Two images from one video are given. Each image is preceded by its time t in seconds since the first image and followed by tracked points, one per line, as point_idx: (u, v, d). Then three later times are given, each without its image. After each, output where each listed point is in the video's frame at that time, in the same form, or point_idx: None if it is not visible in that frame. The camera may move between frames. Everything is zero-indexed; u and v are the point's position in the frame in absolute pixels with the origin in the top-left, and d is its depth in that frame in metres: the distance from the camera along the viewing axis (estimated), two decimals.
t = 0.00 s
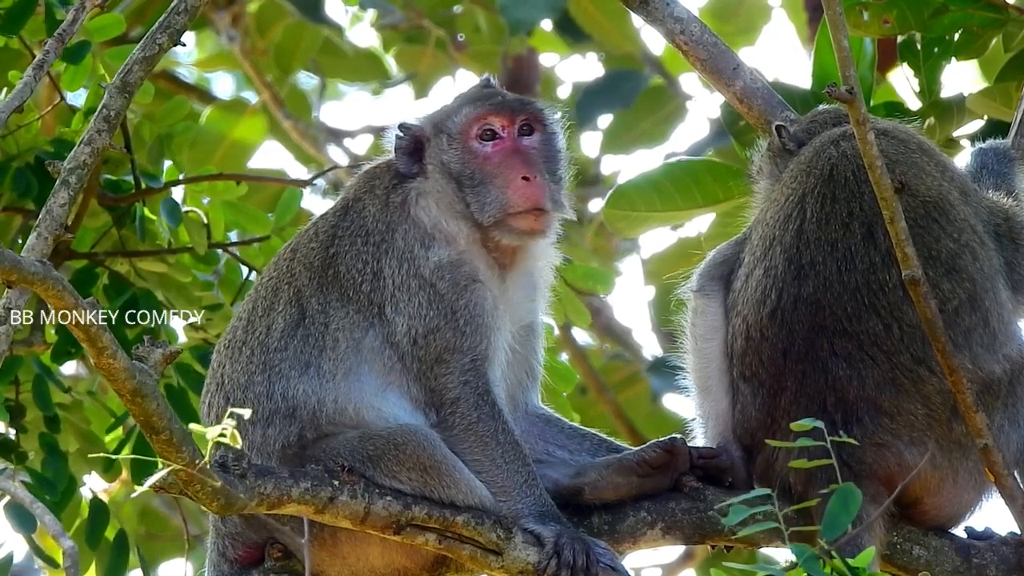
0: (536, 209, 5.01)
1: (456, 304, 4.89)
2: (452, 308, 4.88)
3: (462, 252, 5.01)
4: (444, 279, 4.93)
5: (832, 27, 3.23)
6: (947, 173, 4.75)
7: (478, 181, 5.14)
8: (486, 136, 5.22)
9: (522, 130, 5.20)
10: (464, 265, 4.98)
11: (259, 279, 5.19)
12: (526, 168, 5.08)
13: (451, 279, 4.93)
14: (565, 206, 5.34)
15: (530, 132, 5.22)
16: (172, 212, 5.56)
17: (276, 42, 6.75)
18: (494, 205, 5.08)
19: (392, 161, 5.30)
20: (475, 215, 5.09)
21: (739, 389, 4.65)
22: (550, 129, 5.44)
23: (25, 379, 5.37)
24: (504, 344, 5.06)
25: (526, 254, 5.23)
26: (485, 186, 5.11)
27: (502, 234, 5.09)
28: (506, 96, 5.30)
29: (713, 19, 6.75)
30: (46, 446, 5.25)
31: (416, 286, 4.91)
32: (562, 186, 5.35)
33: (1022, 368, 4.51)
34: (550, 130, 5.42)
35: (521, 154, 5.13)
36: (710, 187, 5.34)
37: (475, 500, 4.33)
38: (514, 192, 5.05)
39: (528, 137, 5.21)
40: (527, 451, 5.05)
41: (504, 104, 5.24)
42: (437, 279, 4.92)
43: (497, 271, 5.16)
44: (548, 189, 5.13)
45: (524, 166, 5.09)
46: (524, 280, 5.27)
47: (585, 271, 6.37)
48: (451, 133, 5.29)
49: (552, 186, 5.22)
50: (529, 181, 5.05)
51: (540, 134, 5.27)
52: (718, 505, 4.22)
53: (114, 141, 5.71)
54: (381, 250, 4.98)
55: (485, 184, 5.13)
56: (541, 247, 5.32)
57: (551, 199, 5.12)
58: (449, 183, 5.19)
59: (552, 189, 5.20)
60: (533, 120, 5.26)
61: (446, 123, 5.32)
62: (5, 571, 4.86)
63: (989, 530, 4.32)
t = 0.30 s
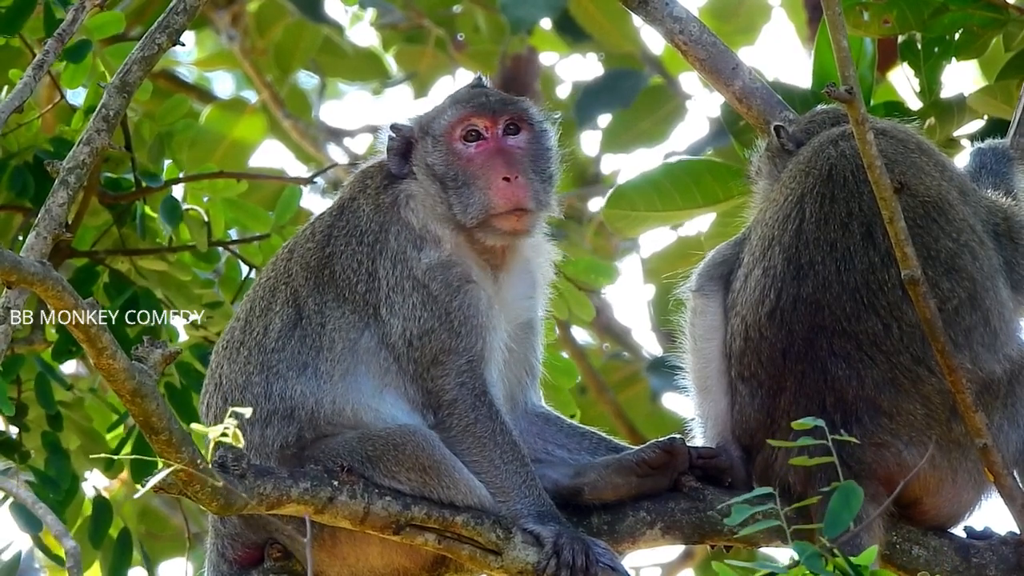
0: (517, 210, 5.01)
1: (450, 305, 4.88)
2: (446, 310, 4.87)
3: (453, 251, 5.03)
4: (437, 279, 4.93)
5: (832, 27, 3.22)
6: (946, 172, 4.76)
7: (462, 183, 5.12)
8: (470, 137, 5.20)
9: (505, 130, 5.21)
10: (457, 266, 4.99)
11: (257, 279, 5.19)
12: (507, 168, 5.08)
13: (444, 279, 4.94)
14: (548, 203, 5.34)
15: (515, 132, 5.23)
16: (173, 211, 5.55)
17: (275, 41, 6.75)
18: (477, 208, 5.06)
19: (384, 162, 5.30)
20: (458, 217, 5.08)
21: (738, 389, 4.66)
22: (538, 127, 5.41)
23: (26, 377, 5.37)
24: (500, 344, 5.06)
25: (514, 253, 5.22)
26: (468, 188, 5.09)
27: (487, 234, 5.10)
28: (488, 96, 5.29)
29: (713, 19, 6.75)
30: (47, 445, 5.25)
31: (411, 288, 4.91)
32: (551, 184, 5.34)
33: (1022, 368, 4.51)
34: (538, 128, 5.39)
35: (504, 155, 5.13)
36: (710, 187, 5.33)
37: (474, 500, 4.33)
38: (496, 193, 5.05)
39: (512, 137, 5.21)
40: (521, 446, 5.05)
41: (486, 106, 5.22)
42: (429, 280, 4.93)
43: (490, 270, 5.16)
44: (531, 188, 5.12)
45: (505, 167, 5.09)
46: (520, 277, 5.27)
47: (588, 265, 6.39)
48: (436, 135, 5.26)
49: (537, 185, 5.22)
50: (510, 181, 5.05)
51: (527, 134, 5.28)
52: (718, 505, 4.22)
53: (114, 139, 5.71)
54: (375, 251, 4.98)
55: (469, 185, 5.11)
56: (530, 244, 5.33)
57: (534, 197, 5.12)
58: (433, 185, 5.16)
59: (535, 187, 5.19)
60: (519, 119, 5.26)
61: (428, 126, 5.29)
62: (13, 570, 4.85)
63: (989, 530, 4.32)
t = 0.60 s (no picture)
0: (507, 209, 4.98)
1: (447, 305, 4.90)
2: (443, 310, 4.89)
3: (450, 250, 5.04)
4: (433, 280, 4.94)
5: (832, 27, 3.22)
6: (946, 172, 4.75)
7: (451, 184, 5.09)
8: (460, 138, 5.17)
9: (495, 130, 5.17)
10: (452, 266, 5.00)
11: (255, 278, 5.20)
12: (495, 169, 5.04)
13: (440, 279, 4.95)
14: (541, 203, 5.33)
15: (505, 131, 5.18)
16: (172, 211, 5.54)
17: (276, 41, 6.75)
18: (467, 209, 5.03)
19: (382, 162, 5.29)
20: (447, 218, 5.05)
21: (738, 389, 4.65)
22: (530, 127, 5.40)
23: (25, 377, 5.35)
24: (498, 344, 5.06)
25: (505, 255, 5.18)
26: (457, 188, 5.06)
27: (477, 235, 5.07)
28: (474, 97, 5.25)
29: (713, 18, 6.71)
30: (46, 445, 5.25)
31: (409, 288, 4.93)
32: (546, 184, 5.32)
33: (1022, 368, 4.51)
34: (531, 130, 5.37)
35: (494, 155, 5.10)
36: (712, 190, 5.35)
37: (474, 500, 4.33)
38: (484, 195, 5.02)
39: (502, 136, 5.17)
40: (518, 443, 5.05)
41: (473, 107, 5.18)
42: (426, 280, 4.94)
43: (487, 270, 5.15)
44: (520, 187, 5.10)
45: (492, 167, 5.06)
46: (518, 275, 5.28)
47: (586, 267, 6.31)
48: (427, 137, 5.24)
49: (528, 184, 5.19)
50: (499, 182, 5.02)
51: (518, 134, 5.24)
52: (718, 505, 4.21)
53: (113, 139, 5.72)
54: (372, 251, 4.99)
55: (458, 186, 5.08)
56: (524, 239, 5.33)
57: (524, 196, 5.09)
58: (423, 185, 5.13)
59: (526, 187, 5.16)
60: (509, 119, 5.22)
61: (419, 128, 5.27)
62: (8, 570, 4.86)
63: (989, 530, 4.32)
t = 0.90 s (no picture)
0: (486, 211, 4.98)
1: (439, 308, 4.93)
2: (435, 313, 4.92)
3: (443, 253, 5.06)
4: (424, 282, 4.97)
5: (831, 28, 3.22)
6: (944, 173, 4.76)
7: (433, 187, 5.06)
8: (439, 140, 5.15)
9: (476, 131, 5.15)
10: (441, 267, 5.02)
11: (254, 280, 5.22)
12: (473, 172, 5.04)
13: (431, 281, 4.97)
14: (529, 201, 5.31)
15: (487, 132, 5.17)
16: (171, 213, 5.53)
17: (276, 41, 6.76)
18: (446, 213, 5.01)
19: (377, 163, 5.30)
20: (426, 222, 5.03)
21: (738, 390, 4.66)
22: (516, 126, 5.36)
23: (25, 379, 5.33)
24: (493, 345, 5.09)
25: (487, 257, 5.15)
26: (438, 192, 5.03)
27: (458, 239, 5.05)
28: (451, 100, 5.22)
29: (712, 19, 6.69)
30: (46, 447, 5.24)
31: (401, 289, 4.95)
32: (533, 183, 5.30)
33: (1021, 368, 4.52)
34: (514, 127, 5.33)
35: (473, 158, 5.09)
36: (711, 191, 5.39)
37: (473, 501, 4.32)
38: (461, 198, 5.01)
39: (484, 137, 5.16)
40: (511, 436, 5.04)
41: (451, 111, 5.15)
42: (418, 282, 4.97)
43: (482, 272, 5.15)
44: (501, 188, 5.09)
45: (470, 170, 5.05)
46: (515, 272, 5.27)
47: (584, 267, 6.31)
48: (410, 141, 5.23)
49: (510, 183, 5.17)
50: (478, 184, 5.01)
51: (500, 134, 5.23)
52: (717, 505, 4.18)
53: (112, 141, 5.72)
54: (366, 252, 5.03)
55: (439, 189, 5.05)
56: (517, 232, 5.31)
57: (505, 197, 5.09)
58: (406, 190, 5.12)
59: (509, 188, 5.15)
60: (490, 119, 5.21)
61: (403, 132, 5.26)
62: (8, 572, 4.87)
63: (989, 530, 4.32)
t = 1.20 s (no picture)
0: (445, 214, 4.97)
1: (425, 310, 4.96)
2: (421, 316, 4.95)
3: (416, 257, 5.06)
4: (408, 284, 5.00)
5: (830, 29, 3.21)
6: (944, 173, 4.76)
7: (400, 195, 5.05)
8: (404, 147, 5.14)
9: (438, 135, 5.18)
10: (423, 269, 5.04)
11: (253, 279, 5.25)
12: (432, 178, 5.05)
13: (414, 284, 5.00)
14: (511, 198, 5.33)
15: (450, 136, 5.20)
16: (171, 213, 5.54)
17: (276, 41, 6.76)
18: (410, 219, 5.00)
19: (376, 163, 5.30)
20: (394, 227, 5.02)
21: (738, 390, 4.65)
22: (484, 125, 5.35)
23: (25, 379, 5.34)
24: (485, 345, 5.13)
25: (458, 259, 5.13)
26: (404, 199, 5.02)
27: (423, 242, 5.04)
28: (409, 106, 5.22)
29: (712, 19, 6.67)
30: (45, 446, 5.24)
31: (386, 291, 4.98)
32: (504, 182, 5.30)
33: (1020, 368, 4.52)
34: (481, 126, 5.32)
35: (435, 163, 5.12)
36: (710, 187, 5.38)
37: (472, 501, 4.32)
38: (422, 205, 4.99)
39: (445, 141, 5.19)
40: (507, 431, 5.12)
41: (410, 118, 5.15)
42: (401, 283, 5.00)
43: (470, 270, 5.15)
44: (463, 189, 5.10)
45: (430, 176, 5.07)
46: (512, 265, 5.29)
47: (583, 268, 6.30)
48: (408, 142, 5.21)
49: (477, 182, 5.17)
50: (438, 189, 5.02)
51: (465, 135, 5.25)
52: (717, 506, 4.19)
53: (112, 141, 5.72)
54: (354, 251, 5.05)
55: (405, 196, 5.05)
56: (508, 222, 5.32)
57: (470, 199, 5.09)
58: (377, 196, 5.09)
59: (474, 189, 5.14)
60: (452, 122, 5.23)
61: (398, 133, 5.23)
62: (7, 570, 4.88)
63: (988, 531, 4.32)
